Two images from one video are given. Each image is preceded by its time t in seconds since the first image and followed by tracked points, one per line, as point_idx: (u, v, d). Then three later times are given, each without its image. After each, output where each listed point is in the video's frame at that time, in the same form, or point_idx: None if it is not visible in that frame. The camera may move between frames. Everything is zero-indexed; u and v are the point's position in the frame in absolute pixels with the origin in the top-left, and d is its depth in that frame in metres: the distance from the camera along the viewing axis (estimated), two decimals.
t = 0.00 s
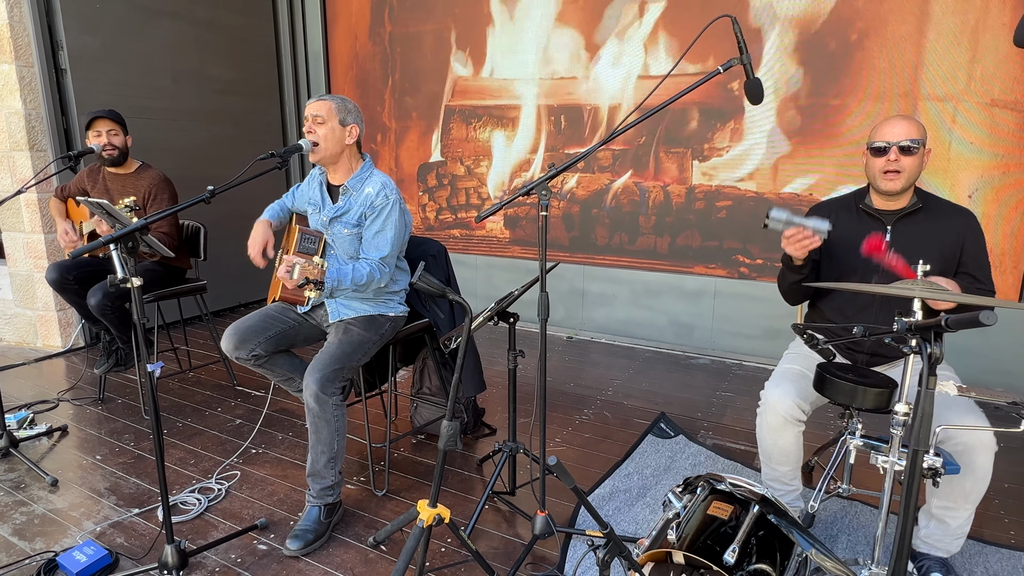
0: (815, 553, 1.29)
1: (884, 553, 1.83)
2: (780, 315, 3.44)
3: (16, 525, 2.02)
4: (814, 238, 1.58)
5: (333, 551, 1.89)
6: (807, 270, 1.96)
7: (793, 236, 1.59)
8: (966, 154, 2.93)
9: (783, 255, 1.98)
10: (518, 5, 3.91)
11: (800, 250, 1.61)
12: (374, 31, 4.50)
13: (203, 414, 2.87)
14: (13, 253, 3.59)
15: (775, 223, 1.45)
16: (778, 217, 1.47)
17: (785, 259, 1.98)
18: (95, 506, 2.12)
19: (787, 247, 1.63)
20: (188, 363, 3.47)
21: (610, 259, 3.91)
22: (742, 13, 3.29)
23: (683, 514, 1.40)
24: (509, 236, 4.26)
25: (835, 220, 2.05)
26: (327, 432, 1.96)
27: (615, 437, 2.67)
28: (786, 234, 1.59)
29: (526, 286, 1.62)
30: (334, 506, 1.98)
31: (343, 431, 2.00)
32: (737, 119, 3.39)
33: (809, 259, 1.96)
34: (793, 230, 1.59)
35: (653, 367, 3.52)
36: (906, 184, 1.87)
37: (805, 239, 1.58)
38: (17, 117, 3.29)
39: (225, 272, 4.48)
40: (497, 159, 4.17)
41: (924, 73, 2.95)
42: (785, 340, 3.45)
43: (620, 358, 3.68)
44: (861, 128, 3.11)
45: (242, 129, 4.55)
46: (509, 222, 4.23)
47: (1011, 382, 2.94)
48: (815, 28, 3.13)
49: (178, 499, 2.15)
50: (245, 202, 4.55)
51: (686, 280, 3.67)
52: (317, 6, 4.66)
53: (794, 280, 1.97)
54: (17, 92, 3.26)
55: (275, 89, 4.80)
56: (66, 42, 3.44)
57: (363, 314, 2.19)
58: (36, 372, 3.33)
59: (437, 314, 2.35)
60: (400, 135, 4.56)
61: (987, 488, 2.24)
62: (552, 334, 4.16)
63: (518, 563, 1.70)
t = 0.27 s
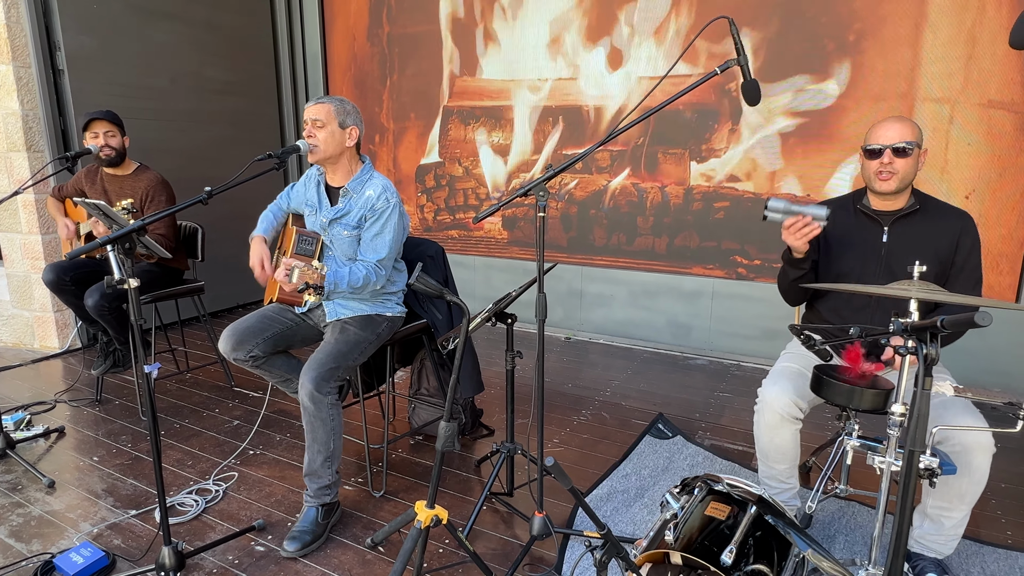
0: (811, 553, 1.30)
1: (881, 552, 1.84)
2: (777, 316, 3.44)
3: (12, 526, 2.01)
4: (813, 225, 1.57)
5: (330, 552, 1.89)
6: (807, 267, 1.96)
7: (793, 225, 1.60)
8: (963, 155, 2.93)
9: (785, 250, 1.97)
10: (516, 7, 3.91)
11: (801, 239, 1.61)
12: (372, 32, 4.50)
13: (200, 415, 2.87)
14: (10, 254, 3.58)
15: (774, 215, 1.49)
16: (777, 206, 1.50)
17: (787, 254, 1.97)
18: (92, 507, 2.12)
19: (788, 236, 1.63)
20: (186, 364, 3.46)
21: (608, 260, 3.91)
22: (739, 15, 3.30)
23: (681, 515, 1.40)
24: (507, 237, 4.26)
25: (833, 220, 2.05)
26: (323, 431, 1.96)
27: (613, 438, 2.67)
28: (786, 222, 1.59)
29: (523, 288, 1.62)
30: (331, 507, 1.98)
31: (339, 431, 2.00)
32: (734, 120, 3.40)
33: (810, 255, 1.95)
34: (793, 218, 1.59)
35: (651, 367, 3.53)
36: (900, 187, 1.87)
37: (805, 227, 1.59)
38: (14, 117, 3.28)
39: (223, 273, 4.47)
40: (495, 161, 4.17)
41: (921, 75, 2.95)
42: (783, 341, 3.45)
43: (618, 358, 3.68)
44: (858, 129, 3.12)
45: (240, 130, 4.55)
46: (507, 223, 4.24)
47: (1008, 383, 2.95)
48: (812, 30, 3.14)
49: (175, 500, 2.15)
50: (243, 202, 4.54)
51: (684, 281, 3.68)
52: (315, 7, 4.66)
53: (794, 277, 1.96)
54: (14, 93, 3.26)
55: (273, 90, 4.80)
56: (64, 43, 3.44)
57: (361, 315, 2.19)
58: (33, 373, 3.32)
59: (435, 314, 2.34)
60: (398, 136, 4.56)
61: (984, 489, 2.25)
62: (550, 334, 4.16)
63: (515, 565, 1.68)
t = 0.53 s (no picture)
0: (809, 553, 1.30)
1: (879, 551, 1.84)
2: (776, 315, 3.45)
3: (10, 526, 2.01)
4: (810, 240, 1.59)
5: (328, 552, 1.89)
6: (803, 270, 1.97)
7: (790, 241, 1.60)
8: (961, 154, 2.94)
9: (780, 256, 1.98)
10: (514, 7, 3.91)
11: (797, 254, 1.63)
12: (371, 32, 4.50)
13: (198, 415, 2.86)
14: (8, 254, 3.58)
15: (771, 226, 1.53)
16: (775, 219, 1.54)
17: (783, 259, 1.98)
18: (90, 508, 2.12)
19: (785, 250, 1.64)
20: (184, 364, 3.46)
21: (607, 260, 3.92)
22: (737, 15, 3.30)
23: (678, 514, 1.40)
24: (506, 237, 4.26)
25: (830, 220, 2.05)
26: (322, 431, 1.95)
27: (612, 438, 2.67)
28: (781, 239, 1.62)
29: (521, 287, 1.62)
30: (329, 506, 1.99)
31: (338, 431, 2.00)
32: (732, 120, 3.40)
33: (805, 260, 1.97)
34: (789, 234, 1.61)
35: (650, 367, 3.53)
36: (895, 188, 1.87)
37: (802, 242, 1.60)
38: (11, 117, 3.28)
39: (221, 273, 4.47)
40: (493, 160, 4.17)
41: (919, 75, 2.96)
42: (781, 341, 3.46)
43: (616, 358, 3.68)
44: (855, 129, 3.12)
45: (238, 130, 4.54)
46: (506, 223, 4.24)
47: (1006, 382, 2.95)
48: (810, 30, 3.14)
49: (174, 500, 2.15)
50: (241, 202, 4.54)
51: (683, 281, 3.68)
52: (313, 7, 4.65)
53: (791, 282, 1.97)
54: (12, 93, 3.25)
55: (272, 90, 4.79)
56: (62, 42, 3.43)
57: (359, 314, 2.19)
58: (31, 373, 3.31)
59: (433, 314, 2.35)
60: (396, 136, 4.56)
61: (982, 488, 2.25)
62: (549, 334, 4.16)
63: (513, 566, 1.67)
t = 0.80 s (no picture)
0: (807, 551, 1.30)
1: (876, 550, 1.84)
2: (773, 315, 3.45)
3: (7, 526, 2.01)
4: (810, 223, 1.57)
5: (326, 551, 1.89)
6: (801, 268, 1.96)
7: (790, 220, 1.58)
8: (958, 154, 2.95)
9: (778, 250, 1.97)
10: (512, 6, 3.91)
11: (796, 236, 1.61)
12: (369, 31, 4.49)
13: (196, 414, 2.86)
14: (5, 253, 3.57)
15: (772, 206, 1.55)
16: (775, 201, 1.56)
17: (781, 255, 1.98)
18: (88, 507, 2.11)
19: (783, 232, 1.63)
20: (182, 364, 3.46)
21: (605, 259, 3.92)
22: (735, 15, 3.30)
23: (676, 513, 1.42)
24: (504, 236, 4.26)
25: (827, 220, 2.06)
26: (318, 432, 1.96)
27: (610, 437, 2.67)
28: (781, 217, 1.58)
29: (519, 287, 1.61)
30: (328, 506, 1.98)
31: (335, 430, 1.99)
32: (730, 120, 3.41)
33: (803, 255, 1.96)
34: (790, 213, 1.58)
35: (648, 366, 3.53)
36: (893, 186, 1.87)
37: (801, 224, 1.58)
38: (8, 116, 3.27)
39: (219, 272, 4.46)
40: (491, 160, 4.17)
41: (915, 74, 2.97)
42: (779, 340, 3.46)
43: (615, 358, 3.69)
44: (853, 128, 3.13)
45: (236, 129, 4.54)
46: (504, 223, 4.24)
47: (1002, 381, 2.96)
48: (808, 30, 3.14)
49: (171, 500, 2.14)
50: (239, 202, 4.53)
51: (681, 280, 3.68)
52: (311, 6, 4.65)
53: (788, 277, 1.97)
54: (9, 92, 3.25)
55: (270, 89, 4.79)
56: (59, 41, 3.43)
57: (357, 314, 2.19)
58: (28, 373, 3.31)
59: (431, 314, 2.35)
60: (394, 135, 4.55)
61: (979, 487, 2.26)
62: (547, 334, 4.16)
63: (512, 564, 1.68)
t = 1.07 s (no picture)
0: (805, 550, 1.31)
1: (874, 549, 1.85)
2: (771, 314, 3.46)
3: (4, 527, 2.00)
4: (804, 237, 1.59)
5: (325, 550, 1.89)
6: (800, 270, 1.97)
7: (785, 237, 1.61)
8: (956, 153, 2.95)
9: (777, 254, 1.98)
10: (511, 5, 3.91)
11: (792, 250, 1.64)
12: (367, 30, 4.49)
13: (194, 415, 2.85)
14: (2, 253, 3.56)
15: (767, 223, 1.50)
16: (770, 216, 1.51)
17: (778, 258, 1.99)
18: (85, 507, 2.11)
19: (780, 246, 1.66)
20: (179, 364, 3.45)
21: (603, 259, 3.92)
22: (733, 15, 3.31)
23: (674, 513, 1.41)
24: (502, 236, 4.26)
25: (825, 220, 2.06)
26: (317, 427, 1.95)
27: (608, 437, 2.67)
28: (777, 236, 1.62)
29: (517, 287, 1.61)
30: (325, 503, 1.98)
31: (334, 427, 1.99)
32: (728, 119, 3.41)
33: (802, 258, 1.97)
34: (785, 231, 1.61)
35: (646, 366, 3.53)
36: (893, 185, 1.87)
37: (796, 239, 1.60)
38: (5, 115, 3.26)
39: (217, 272, 4.45)
40: (490, 160, 4.17)
41: (914, 74, 2.97)
42: (777, 340, 3.47)
43: (613, 357, 3.69)
44: (851, 128, 3.13)
45: (234, 129, 4.53)
46: (502, 222, 4.24)
47: (1000, 381, 2.97)
48: (805, 30, 3.15)
49: (169, 500, 2.14)
50: (237, 201, 4.52)
51: (679, 280, 3.68)
52: (309, 5, 4.64)
53: (786, 280, 1.98)
54: (5, 91, 3.24)
55: (267, 88, 4.78)
56: (56, 41, 3.42)
57: (355, 314, 2.19)
58: (25, 373, 3.30)
59: (429, 313, 2.35)
60: (393, 135, 4.55)
61: (977, 486, 2.26)
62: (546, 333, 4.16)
63: (510, 564, 1.69)
